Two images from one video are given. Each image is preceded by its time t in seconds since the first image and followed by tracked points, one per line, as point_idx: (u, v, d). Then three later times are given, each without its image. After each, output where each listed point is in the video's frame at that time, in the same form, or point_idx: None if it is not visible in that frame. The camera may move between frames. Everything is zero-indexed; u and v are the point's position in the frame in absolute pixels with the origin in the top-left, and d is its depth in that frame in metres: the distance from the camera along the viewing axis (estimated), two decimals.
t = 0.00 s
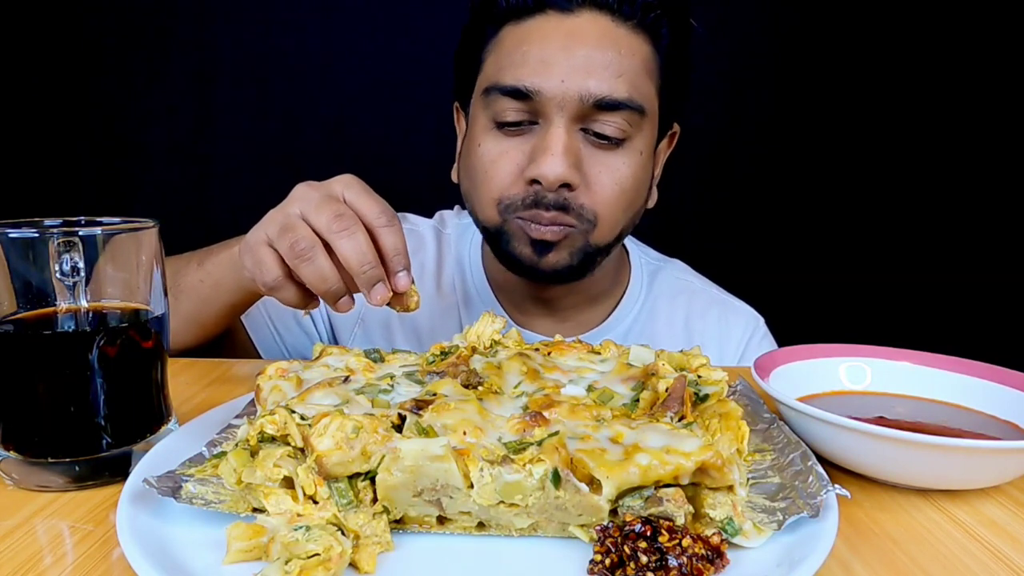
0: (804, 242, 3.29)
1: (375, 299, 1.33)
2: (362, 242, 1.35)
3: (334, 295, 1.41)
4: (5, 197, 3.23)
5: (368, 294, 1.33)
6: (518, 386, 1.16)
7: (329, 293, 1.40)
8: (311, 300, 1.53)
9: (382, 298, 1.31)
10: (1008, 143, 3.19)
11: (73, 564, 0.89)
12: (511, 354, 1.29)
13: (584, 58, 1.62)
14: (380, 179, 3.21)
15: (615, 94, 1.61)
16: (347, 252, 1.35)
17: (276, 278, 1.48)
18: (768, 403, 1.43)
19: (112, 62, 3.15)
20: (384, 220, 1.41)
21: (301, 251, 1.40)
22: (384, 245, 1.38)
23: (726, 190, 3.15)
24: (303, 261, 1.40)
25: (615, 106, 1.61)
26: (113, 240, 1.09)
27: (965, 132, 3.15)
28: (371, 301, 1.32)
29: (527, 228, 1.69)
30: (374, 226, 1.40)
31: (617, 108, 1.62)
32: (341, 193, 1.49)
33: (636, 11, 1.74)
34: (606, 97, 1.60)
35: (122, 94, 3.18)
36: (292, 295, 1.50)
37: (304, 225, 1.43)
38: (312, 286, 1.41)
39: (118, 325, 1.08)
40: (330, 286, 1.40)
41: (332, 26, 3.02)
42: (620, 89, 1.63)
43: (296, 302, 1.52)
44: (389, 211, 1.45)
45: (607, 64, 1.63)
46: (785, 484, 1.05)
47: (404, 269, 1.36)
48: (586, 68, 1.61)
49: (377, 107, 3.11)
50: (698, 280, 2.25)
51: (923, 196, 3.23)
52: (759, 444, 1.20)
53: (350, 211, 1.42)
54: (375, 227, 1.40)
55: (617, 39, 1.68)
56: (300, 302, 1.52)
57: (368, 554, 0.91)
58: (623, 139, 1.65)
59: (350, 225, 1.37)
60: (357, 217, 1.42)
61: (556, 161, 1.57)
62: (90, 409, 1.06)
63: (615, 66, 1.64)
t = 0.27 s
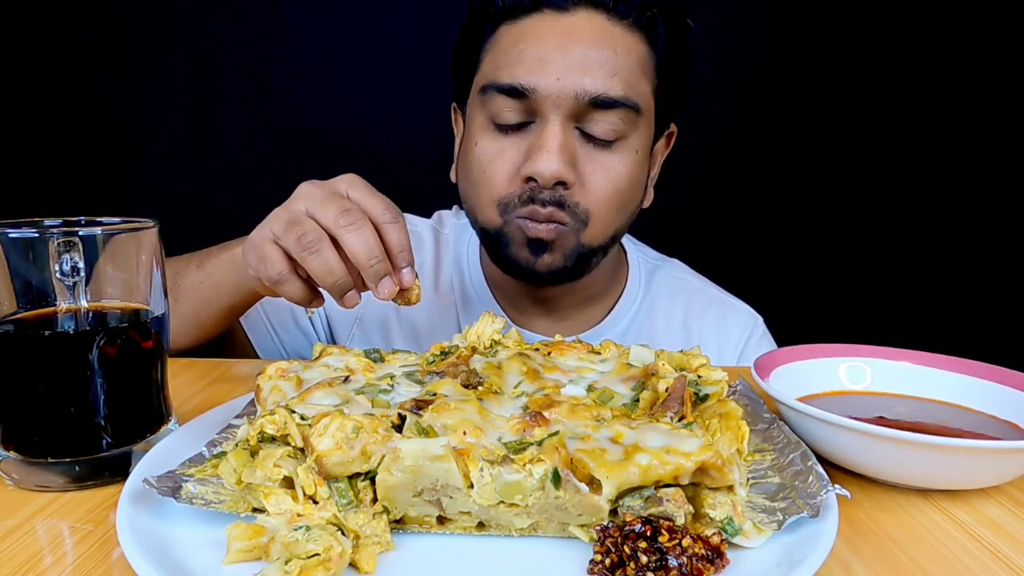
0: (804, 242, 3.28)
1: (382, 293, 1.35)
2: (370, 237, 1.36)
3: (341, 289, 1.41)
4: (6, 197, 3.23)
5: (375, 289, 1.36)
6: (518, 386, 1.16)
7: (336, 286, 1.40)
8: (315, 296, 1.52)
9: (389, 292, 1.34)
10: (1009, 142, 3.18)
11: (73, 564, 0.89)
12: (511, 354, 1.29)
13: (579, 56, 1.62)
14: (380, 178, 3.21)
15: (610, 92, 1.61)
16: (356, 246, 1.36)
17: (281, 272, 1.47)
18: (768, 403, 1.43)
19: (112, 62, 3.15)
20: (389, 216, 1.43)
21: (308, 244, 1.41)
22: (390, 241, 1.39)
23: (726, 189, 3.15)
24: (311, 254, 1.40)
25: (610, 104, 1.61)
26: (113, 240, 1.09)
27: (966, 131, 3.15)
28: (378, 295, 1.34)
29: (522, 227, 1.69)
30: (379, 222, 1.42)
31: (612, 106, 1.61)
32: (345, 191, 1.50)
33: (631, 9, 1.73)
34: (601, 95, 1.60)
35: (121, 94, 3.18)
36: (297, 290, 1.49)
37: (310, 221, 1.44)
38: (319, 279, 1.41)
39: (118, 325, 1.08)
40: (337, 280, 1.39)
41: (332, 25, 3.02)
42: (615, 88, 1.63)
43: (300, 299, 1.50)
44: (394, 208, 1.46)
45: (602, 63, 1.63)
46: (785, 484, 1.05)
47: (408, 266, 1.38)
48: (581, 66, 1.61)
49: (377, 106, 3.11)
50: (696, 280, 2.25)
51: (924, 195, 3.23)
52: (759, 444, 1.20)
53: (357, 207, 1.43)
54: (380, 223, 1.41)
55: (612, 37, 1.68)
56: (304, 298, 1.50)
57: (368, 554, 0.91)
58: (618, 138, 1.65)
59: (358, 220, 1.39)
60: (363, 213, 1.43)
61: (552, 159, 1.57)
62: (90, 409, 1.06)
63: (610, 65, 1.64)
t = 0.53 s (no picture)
0: (804, 242, 3.29)
1: (386, 294, 1.35)
2: (374, 238, 1.36)
3: (344, 290, 1.41)
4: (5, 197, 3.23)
5: (379, 290, 1.35)
6: (518, 386, 1.16)
7: (339, 287, 1.40)
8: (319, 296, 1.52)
9: (393, 294, 1.33)
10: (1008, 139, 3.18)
11: (73, 564, 0.89)
12: (511, 354, 1.29)
13: (574, 54, 1.62)
14: (380, 178, 3.21)
15: (605, 89, 1.61)
16: (360, 247, 1.36)
17: (285, 272, 1.47)
18: (768, 403, 1.43)
19: (111, 62, 3.15)
20: (392, 218, 1.43)
21: (312, 245, 1.41)
22: (394, 242, 1.40)
23: (725, 189, 3.16)
24: (315, 255, 1.40)
25: (606, 101, 1.61)
26: (113, 240, 1.09)
27: (965, 131, 3.15)
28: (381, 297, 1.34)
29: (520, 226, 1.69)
30: (383, 223, 1.42)
31: (608, 103, 1.61)
32: (349, 193, 1.50)
33: (624, 7, 1.73)
34: (596, 92, 1.60)
35: (121, 94, 3.18)
36: (301, 290, 1.49)
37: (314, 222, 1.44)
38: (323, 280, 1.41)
39: (118, 325, 1.08)
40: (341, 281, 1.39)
41: (331, 25, 3.02)
42: (610, 85, 1.63)
43: (303, 299, 1.50)
44: (397, 209, 1.47)
45: (597, 60, 1.63)
46: (785, 484, 1.05)
47: (412, 267, 1.39)
48: (576, 64, 1.61)
49: (377, 106, 3.11)
50: (696, 280, 2.25)
51: (923, 195, 3.23)
52: (759, 444, 1.20)
53: (361, 208, 1.43)
54: (384, 224, 1.42)
55: (606, 35, 1.68)
56: (308, 298, 1.50)
57: (368, 554, 0.91)
58: (615, 135, 1.65)
59: (362, 221, 1.39)
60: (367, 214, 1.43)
61: (548, 157, 1.57)
62: (90, 409, 1.06)
63: (605, 62, 1.64)
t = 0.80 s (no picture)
0: (804, 241, 3.29)
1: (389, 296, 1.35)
2: (377, 240, 1.37)
3: (347, 292, 1.41)
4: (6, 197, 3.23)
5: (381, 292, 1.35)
6: (518, 386, 1.16)
7: (342, 288, 1.40)
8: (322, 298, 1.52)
9: (396, 296, 1.33)
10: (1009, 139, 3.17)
11: (73, 564, 0.89)
12: (511, 354, 1.29)
13: (557, 56, 1.62)
14: (380, 178, 3.21)
15: (589, 91, 1.60)
16: (364, 249, 1.37)
17: (288, 273, 1.47)
18: (768, 403, 1.43)
19: (111, 62, 3.15)
20: (395, 219, 1.43)
21: (316, 247, 1.41)
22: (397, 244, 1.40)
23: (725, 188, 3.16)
24: (320, 257, 1.40)
25: (590, 103, 1.60)
26: (113, 240, 1.09)
27: (966, 129, 3.14)
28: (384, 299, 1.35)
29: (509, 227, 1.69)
30: (386, 225, 1.42)
31: (593, 105, 1.61)
32: (352, 194, 1.50)
33: (610, 7, 1.73)
34: (580, 94, 1.59)
35: (121, 94, 3.18)
36: (304, 293, 1.49)
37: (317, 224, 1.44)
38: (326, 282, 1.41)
39: (118, 325, 1.08)
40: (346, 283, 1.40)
41: (331, 25, 3.02)
42: (595, 86, 1.62)
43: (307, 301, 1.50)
44: (400, 210, 1.47)
45: (582, 62, 1.63)
46: (785, 484, 1.05)
47: (415, 270, 1.39)
48: (559, 67, 1.61)
49: (377, 106, 3.11)
50: (696, 279, 2.25)
51: (924, 194, 3.23)
52: (759, 444, 1.20)
53: (363, 210, 1.44)
54: (387, 226, 1.42)
55: (592, 35, 1.68)
56: (311, 300, 1.50)
57: (368, 554, 0.91)
58: (602, 136, 1.64)
59: (365, 223, 1.39)
60: (370, 216, 1.44)
61: (531, 159, 1.56)
62: (90, 409, 1.06)
63: (591, 64, 1.64)
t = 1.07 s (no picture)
0: (804, 241, 3.28)
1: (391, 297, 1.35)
2: (377, 241, 1.37)
3: (348, 293, 1.41)
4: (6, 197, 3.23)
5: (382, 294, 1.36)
6: (518, 386, 1.16)
7: (343, 289, 1.40)
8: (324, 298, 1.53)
9: (396, 297, 1.33)
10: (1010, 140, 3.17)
11: (73, 564, 0.89)
12: (511, 354, 1.29)
13: (552, 58, 1.62)
14: (380, 178, 3.21)
15: (581, 93, 1.60)
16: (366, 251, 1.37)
17: (288, 274, 1.47)
18: (768, 402, 1.43)
19: (112, 63, 3.15)
20: (395, 221, 1.43)
21: (317, 248, 1.41)
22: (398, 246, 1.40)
23: (725, 188, 3.16)
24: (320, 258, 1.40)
25: (582, 105, 1.59)
26: (113, 240, 1.09)
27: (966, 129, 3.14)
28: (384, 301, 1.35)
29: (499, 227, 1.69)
30: (386, 226, 1.42)
31: (585, 108, 1.60)
32: (352, 195, 1.50)
33: (610, 10, 1.72)
34: (572, 96, 1.59)
35: (121, 94, 3.18)
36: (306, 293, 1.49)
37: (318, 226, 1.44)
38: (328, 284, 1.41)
39: (118, 325, 1.08)
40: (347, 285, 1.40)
41: (331, 26, 3.02)
42: (588, 89, 1.62)
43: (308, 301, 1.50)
44: (400, 211, 1.47)
45: (577, 64, 1.63)
46: (785, 484, 1.05)
47: (415, 270, 1.38)
48: (553, 68, 1.61)
49: (377, 106, 3.11)
50: (695, 279, 2.25)
51: (924, 193, 3.22)
52: (759, 444, 1.20)
53: (364, 211, 1.43)
54: (387, 227, 1.42)
55: (589, 38, 1.68)
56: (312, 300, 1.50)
57: (368, 554, 0.91)
58: (593, 140, 1.63)
59: (366, 225, 1.39)
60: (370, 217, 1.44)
61: (520, 160, 1.56)
62: (90, 409, 1.06)
63: (586, 67, 1.64)
